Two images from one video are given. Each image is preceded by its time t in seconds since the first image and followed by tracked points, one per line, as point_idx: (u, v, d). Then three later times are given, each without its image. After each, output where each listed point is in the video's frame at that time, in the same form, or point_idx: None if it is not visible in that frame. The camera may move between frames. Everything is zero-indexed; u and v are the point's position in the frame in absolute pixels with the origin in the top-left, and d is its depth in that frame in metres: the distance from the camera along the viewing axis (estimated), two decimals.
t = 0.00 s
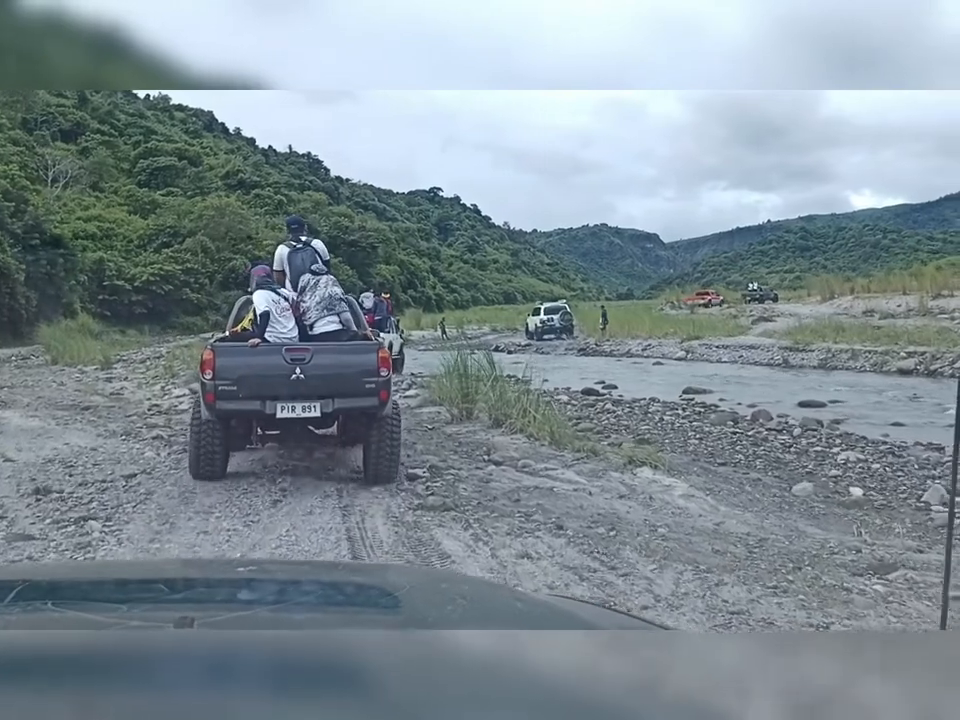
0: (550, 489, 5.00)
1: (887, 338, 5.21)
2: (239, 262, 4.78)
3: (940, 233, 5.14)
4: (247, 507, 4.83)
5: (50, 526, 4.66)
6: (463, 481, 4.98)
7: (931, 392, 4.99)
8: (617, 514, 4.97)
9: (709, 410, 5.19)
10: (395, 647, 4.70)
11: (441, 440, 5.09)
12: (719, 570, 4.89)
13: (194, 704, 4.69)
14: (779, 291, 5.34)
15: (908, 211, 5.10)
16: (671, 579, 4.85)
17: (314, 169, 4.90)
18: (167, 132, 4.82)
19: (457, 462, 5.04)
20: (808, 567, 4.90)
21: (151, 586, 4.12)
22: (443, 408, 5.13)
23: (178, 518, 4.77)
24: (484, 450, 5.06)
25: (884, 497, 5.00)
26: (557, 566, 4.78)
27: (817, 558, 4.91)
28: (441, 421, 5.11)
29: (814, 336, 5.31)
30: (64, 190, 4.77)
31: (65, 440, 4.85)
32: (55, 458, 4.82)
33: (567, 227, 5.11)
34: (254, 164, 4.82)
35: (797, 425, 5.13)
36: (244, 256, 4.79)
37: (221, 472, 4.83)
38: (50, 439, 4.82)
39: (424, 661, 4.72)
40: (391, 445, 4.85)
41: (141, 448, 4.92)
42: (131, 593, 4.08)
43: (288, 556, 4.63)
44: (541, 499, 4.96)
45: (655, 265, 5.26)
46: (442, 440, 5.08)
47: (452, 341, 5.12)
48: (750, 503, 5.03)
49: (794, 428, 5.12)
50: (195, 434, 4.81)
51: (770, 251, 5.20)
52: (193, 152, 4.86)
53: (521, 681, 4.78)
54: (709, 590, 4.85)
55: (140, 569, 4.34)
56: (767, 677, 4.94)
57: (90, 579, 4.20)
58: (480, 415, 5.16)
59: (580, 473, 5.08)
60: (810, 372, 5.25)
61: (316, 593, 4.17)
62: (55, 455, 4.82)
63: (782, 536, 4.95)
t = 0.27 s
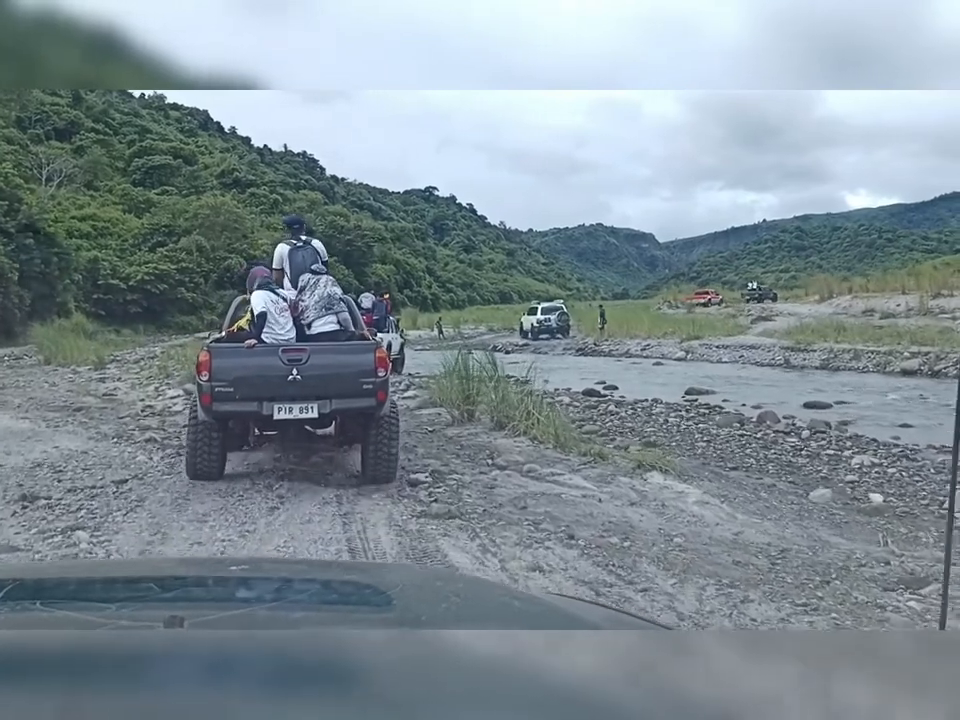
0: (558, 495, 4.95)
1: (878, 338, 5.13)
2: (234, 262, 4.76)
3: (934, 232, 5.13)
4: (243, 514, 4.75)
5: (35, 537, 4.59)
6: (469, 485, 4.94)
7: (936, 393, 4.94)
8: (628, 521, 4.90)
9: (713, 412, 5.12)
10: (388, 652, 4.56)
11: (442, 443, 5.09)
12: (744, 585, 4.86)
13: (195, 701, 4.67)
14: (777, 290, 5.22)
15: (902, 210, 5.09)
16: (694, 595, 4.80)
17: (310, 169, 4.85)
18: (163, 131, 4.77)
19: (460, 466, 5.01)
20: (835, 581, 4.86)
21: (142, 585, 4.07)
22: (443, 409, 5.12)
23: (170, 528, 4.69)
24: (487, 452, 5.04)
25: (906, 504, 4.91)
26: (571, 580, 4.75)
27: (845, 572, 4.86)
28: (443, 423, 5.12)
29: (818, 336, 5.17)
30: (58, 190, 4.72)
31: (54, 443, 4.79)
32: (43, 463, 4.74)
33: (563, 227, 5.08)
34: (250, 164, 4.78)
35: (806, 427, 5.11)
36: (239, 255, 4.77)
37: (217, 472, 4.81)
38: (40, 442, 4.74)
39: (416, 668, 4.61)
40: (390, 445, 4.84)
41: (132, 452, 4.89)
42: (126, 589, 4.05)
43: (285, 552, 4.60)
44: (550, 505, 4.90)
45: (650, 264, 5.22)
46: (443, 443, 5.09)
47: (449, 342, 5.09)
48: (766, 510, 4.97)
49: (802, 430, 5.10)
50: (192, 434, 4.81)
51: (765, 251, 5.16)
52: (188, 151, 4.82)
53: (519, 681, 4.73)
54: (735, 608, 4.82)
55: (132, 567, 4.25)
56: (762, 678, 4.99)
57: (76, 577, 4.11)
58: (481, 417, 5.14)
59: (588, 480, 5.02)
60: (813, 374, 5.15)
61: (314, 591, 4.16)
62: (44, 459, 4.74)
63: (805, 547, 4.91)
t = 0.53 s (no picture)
0: (569, 500, 4.82)
1: (883, 338, 5.19)
2: (233, 261, 4.75)
3: (933, 231, 5.07)
4: (243, 524, 4.58)
5: (25, 546, 4.45)
6: (476, 490, 4.84)
7: (946, 391, 4.95)
8: (647, 530, 4.75)
9: (722, 412, 5.13)
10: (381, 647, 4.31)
11: (447, 445, 5.02)
12: (775, 600, 4.67)
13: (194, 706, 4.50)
14: (779, 290, 5.28)
15: (902, 210, 4.95)
16: (723, 611, 4.62)
17: (308, 168, 4.79)
18: (161, 130, 4.72)
19: (467, 470, 4.92)
20: (871, 595, 4.64)
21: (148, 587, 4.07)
22: (446, 412, 5.13)
23: (166, 537, 4.53)
24: (495, 454, 5.00)
25: (932, 510, 4.78)
26: (590, 593, 4.53)
27: (879, 585, 4.66)
28: (448, 426, 5.10)
29: (824, 334, 5.24)
30: (56, 189, 4.69)
31: (49, 445, 4.75)
32: (37, 466, 4.66)
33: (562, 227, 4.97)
34: (248, 162, 4.73)
35: (818, 428, 5.02)
36: (237, 254, 4.75)
37: (221, 473, 4.76)
38: (34, 444, 4.71)
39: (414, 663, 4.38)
40: (391, 444, 4.78)
41: (129, 455, 4.85)
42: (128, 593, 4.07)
43: (283, 552, 4.43)
44: (563, 512, 4.77)
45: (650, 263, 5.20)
46: (449, 445, 5.02)
47: (450, 341, 5.09)
48: (789, 516, 4.87)
49: (815, 431, 5.02)
50: (193, 434, 4.75)
51: (764, 250, 5.11)
52: (187, 149, 4.78)
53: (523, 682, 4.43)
54: (768, 626, 4.62)
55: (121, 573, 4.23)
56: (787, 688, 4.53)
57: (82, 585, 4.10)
58: (488, 417, 5.14)
59: (600, 485, 4.92)
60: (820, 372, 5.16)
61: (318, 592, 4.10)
62: (37, 462, 4.67)
63: (834, 557, 4.73)
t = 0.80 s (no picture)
0: (582, 506, 4.78)
1: (881, 337, 5.17)
2: (233, 261, 4.69)
3: (934, 231, 5.13)
4: (244, 533, 4.61)
5: (15, 557, 4.46)
6: (487, 496, 4.78)
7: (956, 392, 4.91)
8: (666, 540, 4.71)
9: (730, 414, 5.08)
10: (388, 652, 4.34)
11: (452, 449, 4.94)
12: (808, 617, 4.62)
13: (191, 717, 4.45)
14: (783, 290, 5.29)
15: (901, 210, 4.96)
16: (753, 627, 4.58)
17: (309, 168, 4.80)
18: (161, 130, 4.68)
19: (475, 476, 4.87)
20: (908, 612, 4.66)
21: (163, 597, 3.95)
22: (450, 413, 5.03)
23: (163, 548, 4.50)
24: (503, 459, 4.92)
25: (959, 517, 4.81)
26: (611, 610, 4.54)
27: (915, 600, 4.67)
28: (452, 428, 5.01)
29: (830, 335, 5.21)
30: (55, 188, 4.62)
31: (44, 448, 4.69)
32: (31, 471, 4.62)
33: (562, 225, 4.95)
34: (248, 162, 4.71)
35: (831, 431, 5.01)
36: (238, 254, 4.70)
37: (223, 472, 4.73)
38: (29, 446, 4.66)
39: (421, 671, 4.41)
40: (392, 444, 4.77)
41: (126, 458, 4.77)
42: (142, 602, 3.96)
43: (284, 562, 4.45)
44: (577, 520, 4.71)
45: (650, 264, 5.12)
46: (454, 450, 4.94)
47: (451, 341, 5.07)
48: (812, 525, 4.83)
49: (828, 432, 5.01)
50: (196, 434, 4.74)
51: (764, 250, 5.09)
52: (187, 149, 4.75)
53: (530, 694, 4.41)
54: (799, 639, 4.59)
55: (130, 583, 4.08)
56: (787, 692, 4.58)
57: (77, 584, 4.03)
58: (494, 419, 5.09)
59: (613, 491, 4.88)
60: (824, 372, 5.15)
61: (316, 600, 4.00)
62: (32, 467, 4.63)
63: (866, 571, 4.70)
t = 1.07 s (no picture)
0: (596, 514, 4.67)
1: (887, 336, 5.10)
2: (232, 261, 4.71)
3: (935, 230, 5.03)
4: (241, 543, 4.42)
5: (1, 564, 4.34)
6: (497, 501, 4.68)
7: None
8: (686, 550, 4.59)
9: (739, 415, 5.10)
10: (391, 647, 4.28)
11: (459, 450, 4.92)
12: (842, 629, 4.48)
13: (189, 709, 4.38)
14: (787, 289, 5.22)
15: (901, 210, 4.86)
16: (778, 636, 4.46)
17: (309, 167, 4.72)
18: (160, 129, 4.67)
19: (483, 481, 4.78)
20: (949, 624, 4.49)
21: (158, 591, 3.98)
22: (454, 414, 5.06)
23: (158, 554, 4.35)
24: (511, 461, 4.86)
25: None
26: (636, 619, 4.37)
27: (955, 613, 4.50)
28: (458, 430, 5.03)
29: (835, 334, 5.18)
30: (55, 187, 4.59)
31: (38, 451, 4.63)
32: (22, 475, 4.54)
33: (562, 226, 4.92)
34: (248, 162, 4.66)
35: (845, 432, 4.97)
36: (237, 254, 4.72)
37: (224, 472, 4.68)
38: (22, 449, 4.60)
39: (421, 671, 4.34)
40: (393, 445, 4.76)
41: (120, 461, 4.75)
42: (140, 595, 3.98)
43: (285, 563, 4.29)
44: (589, 526, 4.62)
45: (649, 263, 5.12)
46: (460, 454, 4.90)
47: (452, 341, 5.04)
48: (839, 533, 4.69)
49: (841, 434, 4.97)
50: (197, 433, 4.67)
51: (764, 250, 5.05)
52: (186, 149, 4.72)
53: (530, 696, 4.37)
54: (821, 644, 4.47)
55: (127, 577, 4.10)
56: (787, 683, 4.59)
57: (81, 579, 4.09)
58: (500, 421, 5.06)
59: (626, 496, 4.76)
60: (828, 372, 5.12)
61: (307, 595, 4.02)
62: (23, 471, 4.55)
63: (901, 583, 4.56)
